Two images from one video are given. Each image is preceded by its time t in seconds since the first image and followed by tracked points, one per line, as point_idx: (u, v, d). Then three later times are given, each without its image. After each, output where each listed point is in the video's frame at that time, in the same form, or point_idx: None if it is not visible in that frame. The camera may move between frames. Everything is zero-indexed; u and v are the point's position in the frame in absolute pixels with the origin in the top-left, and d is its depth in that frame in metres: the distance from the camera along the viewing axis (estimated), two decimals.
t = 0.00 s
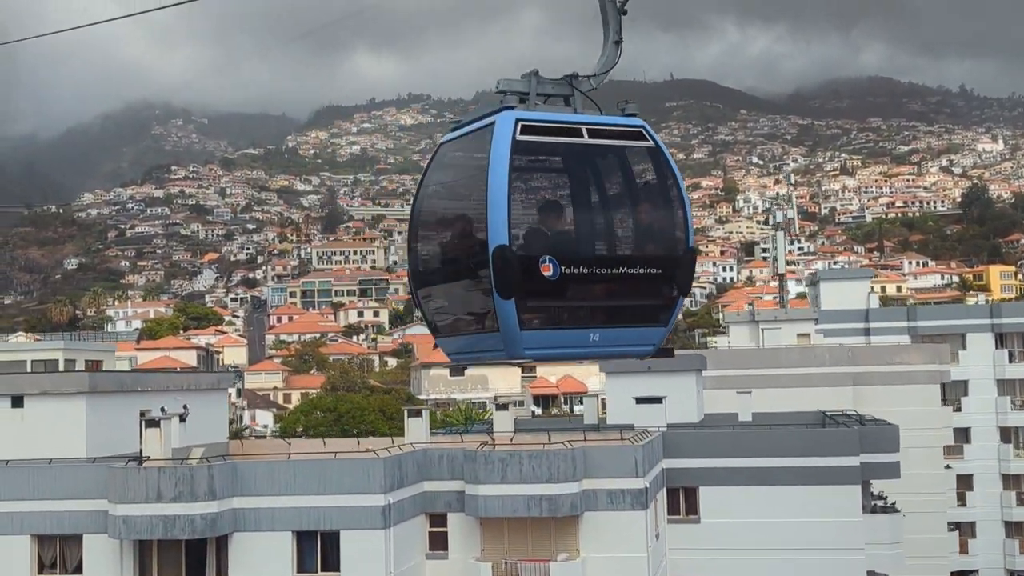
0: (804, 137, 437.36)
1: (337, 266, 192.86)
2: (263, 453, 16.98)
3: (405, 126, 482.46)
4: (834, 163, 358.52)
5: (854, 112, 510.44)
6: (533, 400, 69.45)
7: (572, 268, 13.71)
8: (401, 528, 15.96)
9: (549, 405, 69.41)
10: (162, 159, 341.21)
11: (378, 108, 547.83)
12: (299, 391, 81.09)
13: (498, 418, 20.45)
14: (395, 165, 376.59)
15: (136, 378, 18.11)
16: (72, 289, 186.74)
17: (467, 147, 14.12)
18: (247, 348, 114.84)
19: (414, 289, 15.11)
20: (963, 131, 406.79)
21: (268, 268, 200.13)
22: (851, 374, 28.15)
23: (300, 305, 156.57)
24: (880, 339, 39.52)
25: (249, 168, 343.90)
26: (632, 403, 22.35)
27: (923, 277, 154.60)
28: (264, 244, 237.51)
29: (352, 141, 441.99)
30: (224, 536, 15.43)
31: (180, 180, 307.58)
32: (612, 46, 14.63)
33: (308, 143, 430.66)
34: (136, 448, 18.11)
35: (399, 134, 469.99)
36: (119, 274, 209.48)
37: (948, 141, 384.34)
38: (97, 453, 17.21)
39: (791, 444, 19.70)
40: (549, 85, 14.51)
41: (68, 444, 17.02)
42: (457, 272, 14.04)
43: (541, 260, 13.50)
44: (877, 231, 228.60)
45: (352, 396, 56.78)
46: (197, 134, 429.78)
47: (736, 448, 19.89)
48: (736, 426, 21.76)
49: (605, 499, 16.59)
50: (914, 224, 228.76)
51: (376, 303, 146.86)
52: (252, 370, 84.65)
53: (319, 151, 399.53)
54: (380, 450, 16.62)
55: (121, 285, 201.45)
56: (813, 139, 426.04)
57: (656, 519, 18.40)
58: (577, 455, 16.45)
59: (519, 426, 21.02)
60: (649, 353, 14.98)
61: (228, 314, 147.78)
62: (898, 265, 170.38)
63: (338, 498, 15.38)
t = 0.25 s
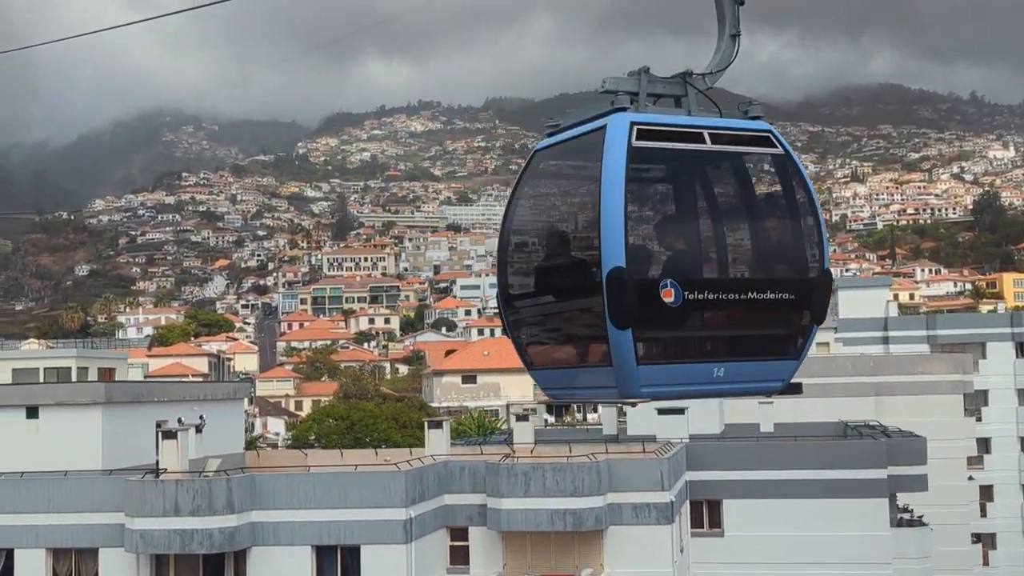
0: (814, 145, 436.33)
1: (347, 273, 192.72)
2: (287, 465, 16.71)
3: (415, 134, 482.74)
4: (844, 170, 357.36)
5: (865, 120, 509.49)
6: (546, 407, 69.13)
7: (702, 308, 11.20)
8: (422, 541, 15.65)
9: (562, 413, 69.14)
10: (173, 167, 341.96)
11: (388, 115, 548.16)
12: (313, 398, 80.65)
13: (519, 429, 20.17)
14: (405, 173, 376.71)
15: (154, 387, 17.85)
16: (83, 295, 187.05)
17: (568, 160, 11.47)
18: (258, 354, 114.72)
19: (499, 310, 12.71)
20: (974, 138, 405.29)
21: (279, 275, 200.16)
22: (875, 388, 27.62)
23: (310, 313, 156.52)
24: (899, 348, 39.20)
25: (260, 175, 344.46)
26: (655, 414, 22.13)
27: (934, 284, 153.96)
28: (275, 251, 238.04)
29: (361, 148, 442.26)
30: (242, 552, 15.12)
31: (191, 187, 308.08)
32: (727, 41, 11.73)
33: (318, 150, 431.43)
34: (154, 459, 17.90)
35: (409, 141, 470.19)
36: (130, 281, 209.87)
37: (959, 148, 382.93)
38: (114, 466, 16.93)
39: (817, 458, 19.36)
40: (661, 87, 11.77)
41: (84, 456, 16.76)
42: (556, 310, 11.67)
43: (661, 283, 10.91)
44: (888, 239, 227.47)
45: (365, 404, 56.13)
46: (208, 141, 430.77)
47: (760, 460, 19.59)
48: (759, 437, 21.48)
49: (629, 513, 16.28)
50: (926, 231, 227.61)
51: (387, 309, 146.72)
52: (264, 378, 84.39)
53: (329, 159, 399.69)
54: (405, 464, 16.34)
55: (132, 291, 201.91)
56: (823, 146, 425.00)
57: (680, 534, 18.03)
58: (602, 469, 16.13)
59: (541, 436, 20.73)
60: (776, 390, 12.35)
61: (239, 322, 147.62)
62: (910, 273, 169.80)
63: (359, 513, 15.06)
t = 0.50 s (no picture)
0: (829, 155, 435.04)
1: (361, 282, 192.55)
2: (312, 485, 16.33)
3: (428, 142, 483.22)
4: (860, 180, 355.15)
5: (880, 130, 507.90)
6: (563, 418, 68.54)
7: (899, 353, 8.78)
8: (448, 560, 15.24)
9: (579, 424, 68.67)
10: (188, 176, 342.88)
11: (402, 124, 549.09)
12: (330, 408, 80.29)
13: (544, 444, 19.74)
14: (419, 182, 376.62)
15: (172, 401, 17.55)
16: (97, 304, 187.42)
17: (728, 170, 9.15)
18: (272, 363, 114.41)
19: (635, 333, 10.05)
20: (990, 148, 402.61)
21: (293, 283, 200.05)
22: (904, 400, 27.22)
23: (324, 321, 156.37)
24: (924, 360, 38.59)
25: (273, 183, 344.99)
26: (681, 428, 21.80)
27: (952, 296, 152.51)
28: (288, 260, 238.21)
29: (376, 157, 442.81)
30: (266, 569, 14.80)
31: (205, 195, 308.60)
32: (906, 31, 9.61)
33: (332, 159, 432.17)
34: (172, 474, 17.56)
35: (423, 150, 470.63)
36: (144, 290, 210.31)
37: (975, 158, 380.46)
38: (133, 479, 16.59)
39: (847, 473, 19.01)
40: (832, 85, 9.46)
41: (103, 471, 16.43)
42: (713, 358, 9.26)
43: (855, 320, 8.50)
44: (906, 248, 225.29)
45: (382, 416, 55.62)
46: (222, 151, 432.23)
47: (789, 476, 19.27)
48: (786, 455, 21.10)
49: (661, 533, 15.88)
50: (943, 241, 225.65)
51: (401, 319, 146.42)
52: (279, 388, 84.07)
53: (342, 167, 400.02)
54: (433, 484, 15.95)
55: (146, 300, 202.28)
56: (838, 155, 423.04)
57: (710, 550, 17.65)
58: (633, 487, 15.68)
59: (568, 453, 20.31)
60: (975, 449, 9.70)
61: (253, 330, 147.39)
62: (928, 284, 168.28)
63: (386, 531, 14.71)
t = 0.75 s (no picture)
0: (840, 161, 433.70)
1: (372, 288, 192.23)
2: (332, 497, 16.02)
3: (440, 148, 483.50)
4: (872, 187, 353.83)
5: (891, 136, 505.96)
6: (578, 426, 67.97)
7: None
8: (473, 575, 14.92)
9: (594, 432, 68.16)
10: (200, 182, 343.58)
11: (414, 130, 549.55)
12: (345, 414, 80.08)
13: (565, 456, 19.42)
14: (430, 188, 376.51)
15: (191, 410, 17.31)
16: (110, 310, 187.64)
17: (906, 183, 7.12)
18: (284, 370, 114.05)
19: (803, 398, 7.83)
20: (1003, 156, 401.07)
21: (304, 289, 200.02)
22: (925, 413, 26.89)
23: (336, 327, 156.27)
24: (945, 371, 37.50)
25: (285, 189, 345.32)
26: (706, 440, 21.44)
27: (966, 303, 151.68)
28: (300, 265, 238.26)
29: (387, 163, 443.14)
30: None
31: (217, 201, 308.88)
32: None
33: (343, 164, 432.38)
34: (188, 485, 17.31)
35: (434, 157, 470.86)
36: (156, 295, 210.67)
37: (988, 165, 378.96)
38: (150, 492, 16.31)
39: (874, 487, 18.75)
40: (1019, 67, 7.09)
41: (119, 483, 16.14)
42: (894, 419, 7.13)
43: None
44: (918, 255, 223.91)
45: (396, 423, 55.16)
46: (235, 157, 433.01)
47: (817, 490, 19.01)
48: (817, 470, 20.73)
49: (689, 547, 15.53)
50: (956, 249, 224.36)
51: (412, 325, 146.04)
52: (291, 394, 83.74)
53: (353, 173, 400.28)
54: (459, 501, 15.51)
55: (158, 306, 202.45)
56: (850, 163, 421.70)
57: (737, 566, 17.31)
58: (661, 500, 15.35)
59: (591, 464, 20.01)
60: None
61: (265, 336, 147.17)
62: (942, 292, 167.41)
63: (409, 547, 14.40)
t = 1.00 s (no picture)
0: (852, 166, 432.29)
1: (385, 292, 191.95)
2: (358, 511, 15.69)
3: (451, 153, 483.70)
4: (885, 192, 352.47)
5: (903, 141, 504.24)
6: (592, 432, 67.61)
7: None
8: None
9: (609, 438, 67.78)
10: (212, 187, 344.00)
11: (425, 135, 549.74)
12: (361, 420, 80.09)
13: (590, 464, 19.08)
14: (442, 193, 376.51)
15: (211, 419, 17.03)
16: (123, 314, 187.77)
17: None
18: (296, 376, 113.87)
19: None
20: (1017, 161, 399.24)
21: (316, 294, 199.97)
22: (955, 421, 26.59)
23: (349, 332, 156.20)
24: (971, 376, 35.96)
25: (297, 194, 345.46)
26: (733, 449, 21.08)
27: (981, 308, 150.58)
28: (312, 269, 238.31)
29: (398, 167, 443.39)
30: None
31: (229, 206, 309.07)
32: None
33: (355, 169, 432.64)
34: (209, 496, 17.04)
35: (446, 161, 470.97)
36: (168, 300, 210.78)
37: (1001, 170, 377.14)
38: (170, 504, 16.05)
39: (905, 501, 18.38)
40: None
41: (138, 493, 15.86)
42: None
43: None
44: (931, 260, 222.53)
45: (409, 429, 54.85)
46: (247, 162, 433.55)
47: (847, 502, 18.62)
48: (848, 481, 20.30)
49: (720, 562, 15.12)
50: (970, 254, 222.87)
51: (425, 330, 145.64)
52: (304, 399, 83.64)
53: (365, 178, 400.46)
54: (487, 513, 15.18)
55: (170, 310, 202.54)
56: (862, 168, 420.47)
57: None
58: (693, 513, 14.96)
59: (614, 475, 19.67)
60: None
61: (278, 341, 147.13)
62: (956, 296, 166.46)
63: (436, 560, 14.02)
